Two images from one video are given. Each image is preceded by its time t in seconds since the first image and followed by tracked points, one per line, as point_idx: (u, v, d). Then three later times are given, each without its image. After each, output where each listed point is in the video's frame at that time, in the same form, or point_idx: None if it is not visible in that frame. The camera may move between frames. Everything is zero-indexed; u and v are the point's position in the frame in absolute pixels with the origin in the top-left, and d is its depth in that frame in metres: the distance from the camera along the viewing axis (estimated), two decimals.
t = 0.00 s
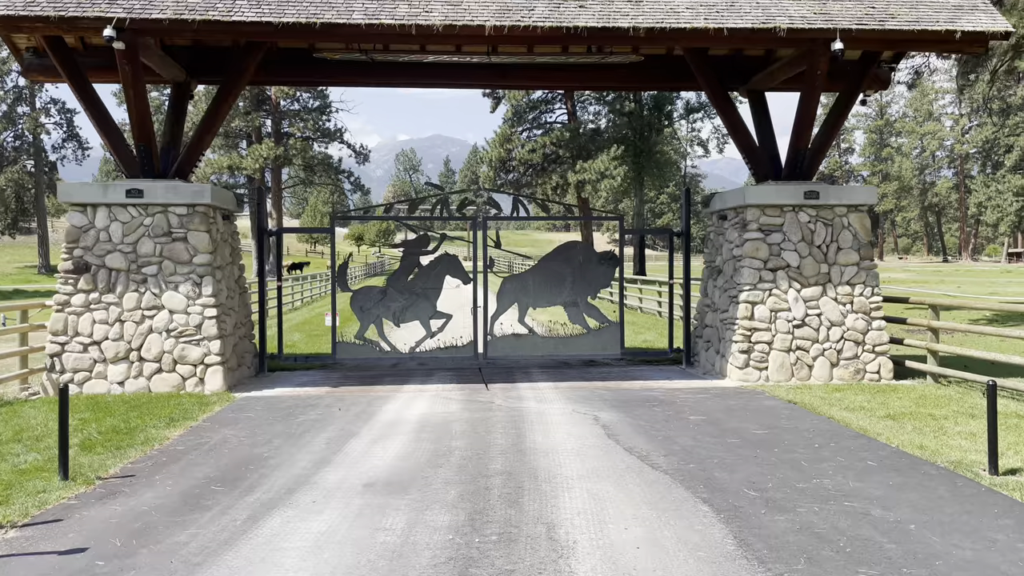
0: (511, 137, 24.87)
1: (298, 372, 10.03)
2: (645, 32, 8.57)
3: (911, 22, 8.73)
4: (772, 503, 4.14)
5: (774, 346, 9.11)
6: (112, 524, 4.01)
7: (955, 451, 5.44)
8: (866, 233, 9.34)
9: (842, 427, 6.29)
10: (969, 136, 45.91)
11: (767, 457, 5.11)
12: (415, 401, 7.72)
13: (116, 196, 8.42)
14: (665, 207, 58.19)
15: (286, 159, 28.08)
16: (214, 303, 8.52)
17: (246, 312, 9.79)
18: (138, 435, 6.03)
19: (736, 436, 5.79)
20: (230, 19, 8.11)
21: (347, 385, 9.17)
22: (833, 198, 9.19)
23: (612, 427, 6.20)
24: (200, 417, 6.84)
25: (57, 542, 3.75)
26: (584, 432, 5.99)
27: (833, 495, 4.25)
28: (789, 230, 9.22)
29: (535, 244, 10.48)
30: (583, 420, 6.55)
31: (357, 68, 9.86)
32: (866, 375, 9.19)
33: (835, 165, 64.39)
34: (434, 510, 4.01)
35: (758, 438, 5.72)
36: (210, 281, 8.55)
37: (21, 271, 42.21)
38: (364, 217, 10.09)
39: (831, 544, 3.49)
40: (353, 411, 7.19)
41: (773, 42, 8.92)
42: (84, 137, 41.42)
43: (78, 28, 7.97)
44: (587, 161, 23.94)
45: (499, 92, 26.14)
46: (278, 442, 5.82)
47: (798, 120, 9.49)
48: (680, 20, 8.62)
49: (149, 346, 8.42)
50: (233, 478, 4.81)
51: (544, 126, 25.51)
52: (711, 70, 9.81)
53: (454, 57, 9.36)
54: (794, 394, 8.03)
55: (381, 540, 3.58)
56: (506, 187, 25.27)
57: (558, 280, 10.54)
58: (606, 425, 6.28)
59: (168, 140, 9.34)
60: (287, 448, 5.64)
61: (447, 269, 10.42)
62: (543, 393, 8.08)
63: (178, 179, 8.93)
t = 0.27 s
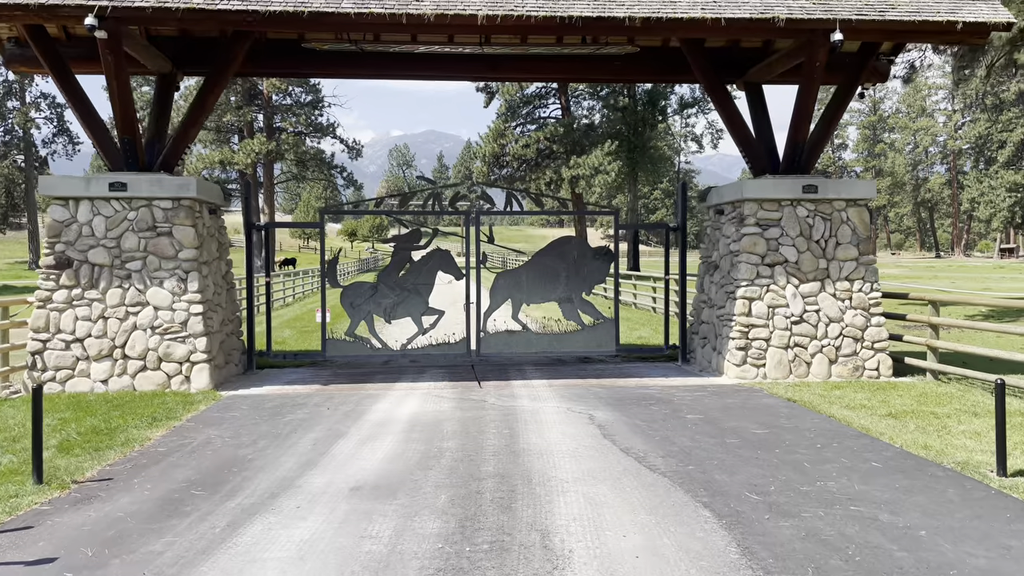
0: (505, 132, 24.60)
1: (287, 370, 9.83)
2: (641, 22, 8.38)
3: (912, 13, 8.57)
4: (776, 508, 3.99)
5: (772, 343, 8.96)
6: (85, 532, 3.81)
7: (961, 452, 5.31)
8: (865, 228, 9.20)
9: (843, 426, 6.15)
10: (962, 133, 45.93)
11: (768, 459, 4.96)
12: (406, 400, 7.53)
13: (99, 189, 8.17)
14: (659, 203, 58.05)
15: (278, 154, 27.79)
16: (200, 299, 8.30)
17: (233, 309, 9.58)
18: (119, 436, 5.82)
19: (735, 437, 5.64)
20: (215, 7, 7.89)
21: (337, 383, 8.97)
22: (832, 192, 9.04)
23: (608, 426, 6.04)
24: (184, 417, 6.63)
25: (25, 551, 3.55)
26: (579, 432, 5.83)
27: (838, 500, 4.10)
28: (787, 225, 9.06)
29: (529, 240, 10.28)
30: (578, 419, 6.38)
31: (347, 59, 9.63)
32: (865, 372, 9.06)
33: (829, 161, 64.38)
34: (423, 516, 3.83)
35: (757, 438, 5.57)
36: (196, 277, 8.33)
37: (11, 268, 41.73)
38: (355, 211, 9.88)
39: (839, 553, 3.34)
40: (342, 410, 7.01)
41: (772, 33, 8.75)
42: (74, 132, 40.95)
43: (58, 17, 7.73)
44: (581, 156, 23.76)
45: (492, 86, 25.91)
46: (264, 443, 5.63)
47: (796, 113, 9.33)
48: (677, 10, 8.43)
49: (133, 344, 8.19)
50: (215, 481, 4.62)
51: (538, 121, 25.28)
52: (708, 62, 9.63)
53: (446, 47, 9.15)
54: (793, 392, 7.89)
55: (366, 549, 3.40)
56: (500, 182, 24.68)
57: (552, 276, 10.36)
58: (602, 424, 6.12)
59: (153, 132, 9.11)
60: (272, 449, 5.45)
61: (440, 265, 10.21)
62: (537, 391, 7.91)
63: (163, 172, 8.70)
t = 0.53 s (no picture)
0: (504, 129, 24.50)
1: (282, 369, 9.64)
2: (644, 13, 8.18)
3: (920, 4, 8.38)
4: (789, 516, 3.81)
5: (776, 342, 8.79)
6: (64, 542, 3.62)
7: (976, 455, 5.14)
8: (872, 224, 9.02)
9: (853, 428, 5.98)
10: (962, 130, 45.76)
11: (778, 463, 4.79)
12: (403, 400, 7.35)
13: (90, 184, 7.96)
14: (658, 201, 57.87)
15: (276, 151, 27.59)
16: (192, 297, 8.10)
17: (227, 307, 9.38)
18: (106, 439, 5.63)
19: (742, 439, 5.46)
20: None
21: (333, 382, 8.79)
22: (838, 188, 8.86)
23: (610, 428, 5.86)
24: (174, 418, 6.44)
25: None
26: (581, 434, 5.65)
27: (854, 508, 3.93)
28: (792, 221, 8.88)
29: (529, 238, 10.22)
30: (580, 420, 6.20)
31: (343, 52, 9.44)
32: (872, 372, 8.89)
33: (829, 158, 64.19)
34: (419, 525, 3.65)
35: (766, 441, 5.39)
36: (188, 275, 8.13)
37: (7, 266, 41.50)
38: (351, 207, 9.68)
39: (859, 566, 3.16)
40: (337, 411, 6.82)
41: (777, 25, 8.56)
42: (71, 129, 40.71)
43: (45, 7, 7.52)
44: (581, 154, 23.57)
45: (491, 83, 25.70)
46: (256, 446, 5.45)
47: (801, 108, 9.14)
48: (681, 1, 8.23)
49: (124, 343, 8.00)
50: (202, 487, 4.44)
51: (537, 118, 25.07)
52: (712, 55, 9.44)
53: (444, 40, 8.95)
54: (799, 392, 7.71)
55: (359, 562, 3.23)
56: (499, 180, 24.67)
57: (552, 273, 10.18)
58: (605, 426, 5.94)
59: (145, 127, 8.91)
60: (264, 452, 5.26)
61: (438, 262, 10.01)
62: (538, 391, 7.73)
63: (155, 167, 8.50)
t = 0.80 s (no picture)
0: (506, 128, 24.11)
1: (280, 371, 9.48)
2: (648, 7, 7.99)
3: None
4: (804, 529, 3.64)
5: (784, 343, 8.60)
6: (43, 556, 3.45)
7: (995, 462, 4.95)
8: (881, 223, 8.83)
9: (865, 433, 5.79)
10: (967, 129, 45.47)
11: (789, 471, 4.61)
12: (402, 403, 7.18)
13: (82, 182, 7.78)
14: (661, 200, 57.65)
15: (277, 150, 27.44)
16: (187, 298, 7.93)
17: (224, 308, 9.22)
18: (95, 444, 5.46)
19: (752, 445, 5.29)
20: None
21: (331, 385, 8.62)
22: (847, 186, 8.67)
23: (615, 433, 5.68)
24: (167, 422, 6.28)
25: None
26: (585, 440, 5.47)
27: (871, 521, 3.75)
28: (800, 220, 8.69)
29: (531, 237, 9.93)
30: (584, 425, 6.02)
31: (342, 48, 9.27)
32: (881, 373, 8.71)
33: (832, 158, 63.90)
34: (416, 539, 3.47)
35: (775, 447, 5.21)
36: (183, 275, 7.96)
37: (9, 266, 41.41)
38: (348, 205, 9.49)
39: None
40: (334, 415, 6.65)
41: (785, 20, 8.37)
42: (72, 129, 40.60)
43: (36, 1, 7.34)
44: (583, 153, 23.38)
45: (493, 82, 25.50)
46: (249, 452, 5.28)
47: (809, 104, 8.96)
48: None
49: (118, 344, 7.83)
50: (191, 496, 4.27)
51: (539, 117, 24.86)
52: (718, 51, 9.26)
53: (445, 35, 8.77)
54: (807, 395, 7.53)
55: None
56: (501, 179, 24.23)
57: (555, 273, 10.00)
58: (609, 431, 5.76)
59: (141, 124, 8.75)
60: (257, 459, 5.09)
61: (438, 262, 9.85)
62: (540, 394, 7.55)
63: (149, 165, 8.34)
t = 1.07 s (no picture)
0: (508, 127, 23.81)
1: (277, 373, 9.30)
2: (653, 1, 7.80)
3: None
4: (821, 544, 3.45)
5: (792, 345, 8.40)
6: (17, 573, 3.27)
7: (1017, 470, 4.75)
8: (891, 222, 8.63)
9: (879, 438, 5.60)
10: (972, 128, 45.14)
11: (803, 481, 4.41)
12: (400, 407, 6.99)
13: (74, 182, 7.61)
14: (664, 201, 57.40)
15: (279, 151, 27.29)
16: (181, 299, 7.76)
17: (220, 310, 9.05)
18: (82, 451, 5.28)
19: (762, 452, 5.09)
20: None
21: (329, 388, 8.44)
22: (856, 184, 8.47)
23: (620, 439, 5.49)
24: (158, 428, 6.10)
25: None
26: (589, 446, 5.28)
27: (892, 535, 3.56)
28: (808, 219, 8.49)
29: (533, 238, 9.82)
30: (587, 430, 5.83)
31: (339, 44, 9.09)
32: (892, 376, 8.50)
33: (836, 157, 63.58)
34: (410, 555, 3.29)
35: (787, 454, 5.02)
36: (177, 276, 7.78)
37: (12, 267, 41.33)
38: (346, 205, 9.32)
39: None
40: (330, 419, 6.46)
41: (792, 13, 8.18)
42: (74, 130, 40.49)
43: None
44: (585, 152, 23.16)
45: (495, 81, 25.30)
46: (241, 459, 5.10)
47: (817, 101, 8.76)
48: None
49: (110, 347, 7.66)
50: (178, 507, 4.09)
51: (542, 117, 24.65)
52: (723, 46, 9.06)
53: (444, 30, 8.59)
54: (817, 398, 7.33)
55: None
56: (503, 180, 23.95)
57: (557, 274, 9.81)
58: (614, 437, 5.57)
59: (135, 122, 8.57)
60: (249, 466, 4.91)
61: (439, 263, 9.67)
62: (542, 398, 7.36)
63: (143, 164, 8.16)
